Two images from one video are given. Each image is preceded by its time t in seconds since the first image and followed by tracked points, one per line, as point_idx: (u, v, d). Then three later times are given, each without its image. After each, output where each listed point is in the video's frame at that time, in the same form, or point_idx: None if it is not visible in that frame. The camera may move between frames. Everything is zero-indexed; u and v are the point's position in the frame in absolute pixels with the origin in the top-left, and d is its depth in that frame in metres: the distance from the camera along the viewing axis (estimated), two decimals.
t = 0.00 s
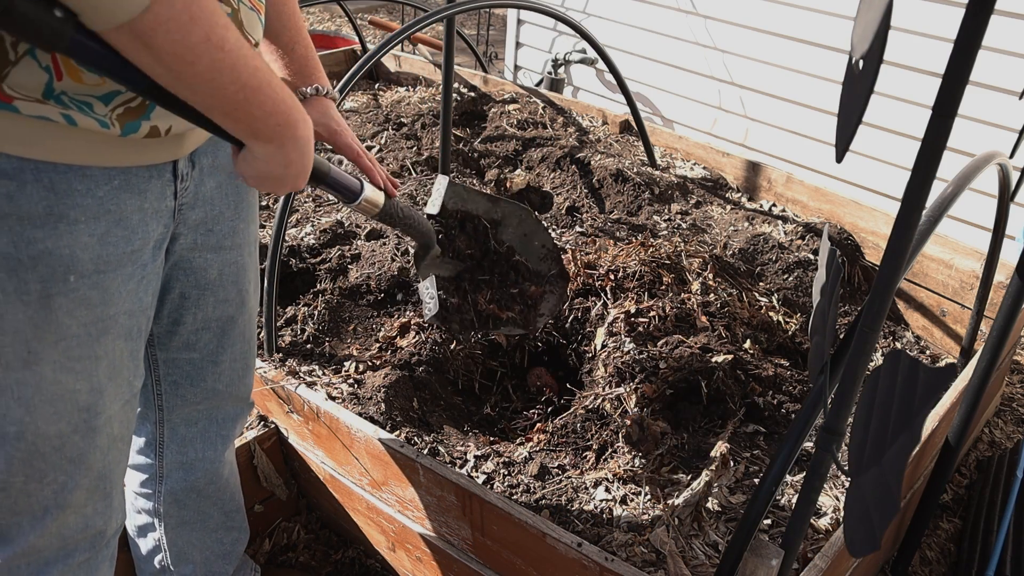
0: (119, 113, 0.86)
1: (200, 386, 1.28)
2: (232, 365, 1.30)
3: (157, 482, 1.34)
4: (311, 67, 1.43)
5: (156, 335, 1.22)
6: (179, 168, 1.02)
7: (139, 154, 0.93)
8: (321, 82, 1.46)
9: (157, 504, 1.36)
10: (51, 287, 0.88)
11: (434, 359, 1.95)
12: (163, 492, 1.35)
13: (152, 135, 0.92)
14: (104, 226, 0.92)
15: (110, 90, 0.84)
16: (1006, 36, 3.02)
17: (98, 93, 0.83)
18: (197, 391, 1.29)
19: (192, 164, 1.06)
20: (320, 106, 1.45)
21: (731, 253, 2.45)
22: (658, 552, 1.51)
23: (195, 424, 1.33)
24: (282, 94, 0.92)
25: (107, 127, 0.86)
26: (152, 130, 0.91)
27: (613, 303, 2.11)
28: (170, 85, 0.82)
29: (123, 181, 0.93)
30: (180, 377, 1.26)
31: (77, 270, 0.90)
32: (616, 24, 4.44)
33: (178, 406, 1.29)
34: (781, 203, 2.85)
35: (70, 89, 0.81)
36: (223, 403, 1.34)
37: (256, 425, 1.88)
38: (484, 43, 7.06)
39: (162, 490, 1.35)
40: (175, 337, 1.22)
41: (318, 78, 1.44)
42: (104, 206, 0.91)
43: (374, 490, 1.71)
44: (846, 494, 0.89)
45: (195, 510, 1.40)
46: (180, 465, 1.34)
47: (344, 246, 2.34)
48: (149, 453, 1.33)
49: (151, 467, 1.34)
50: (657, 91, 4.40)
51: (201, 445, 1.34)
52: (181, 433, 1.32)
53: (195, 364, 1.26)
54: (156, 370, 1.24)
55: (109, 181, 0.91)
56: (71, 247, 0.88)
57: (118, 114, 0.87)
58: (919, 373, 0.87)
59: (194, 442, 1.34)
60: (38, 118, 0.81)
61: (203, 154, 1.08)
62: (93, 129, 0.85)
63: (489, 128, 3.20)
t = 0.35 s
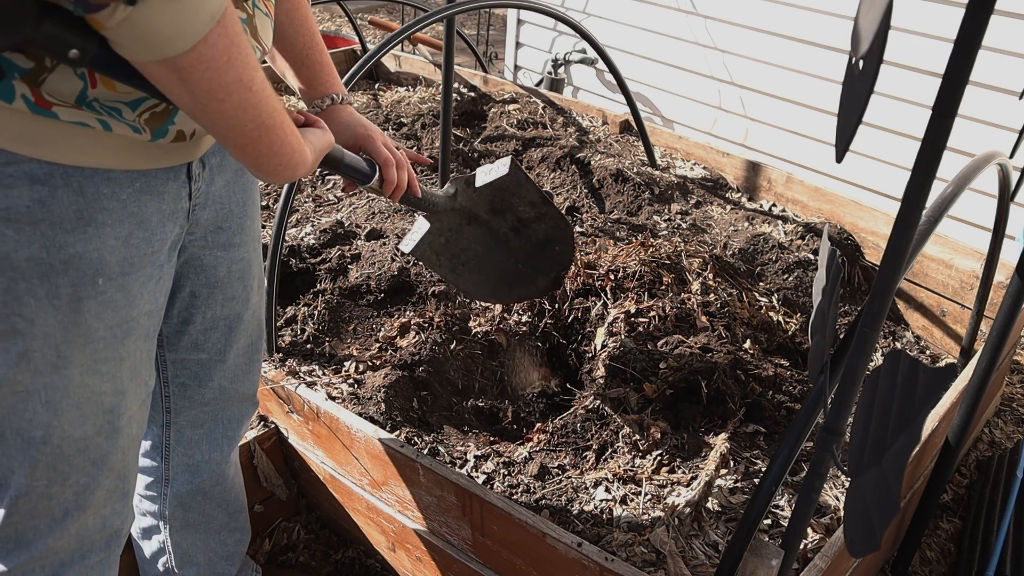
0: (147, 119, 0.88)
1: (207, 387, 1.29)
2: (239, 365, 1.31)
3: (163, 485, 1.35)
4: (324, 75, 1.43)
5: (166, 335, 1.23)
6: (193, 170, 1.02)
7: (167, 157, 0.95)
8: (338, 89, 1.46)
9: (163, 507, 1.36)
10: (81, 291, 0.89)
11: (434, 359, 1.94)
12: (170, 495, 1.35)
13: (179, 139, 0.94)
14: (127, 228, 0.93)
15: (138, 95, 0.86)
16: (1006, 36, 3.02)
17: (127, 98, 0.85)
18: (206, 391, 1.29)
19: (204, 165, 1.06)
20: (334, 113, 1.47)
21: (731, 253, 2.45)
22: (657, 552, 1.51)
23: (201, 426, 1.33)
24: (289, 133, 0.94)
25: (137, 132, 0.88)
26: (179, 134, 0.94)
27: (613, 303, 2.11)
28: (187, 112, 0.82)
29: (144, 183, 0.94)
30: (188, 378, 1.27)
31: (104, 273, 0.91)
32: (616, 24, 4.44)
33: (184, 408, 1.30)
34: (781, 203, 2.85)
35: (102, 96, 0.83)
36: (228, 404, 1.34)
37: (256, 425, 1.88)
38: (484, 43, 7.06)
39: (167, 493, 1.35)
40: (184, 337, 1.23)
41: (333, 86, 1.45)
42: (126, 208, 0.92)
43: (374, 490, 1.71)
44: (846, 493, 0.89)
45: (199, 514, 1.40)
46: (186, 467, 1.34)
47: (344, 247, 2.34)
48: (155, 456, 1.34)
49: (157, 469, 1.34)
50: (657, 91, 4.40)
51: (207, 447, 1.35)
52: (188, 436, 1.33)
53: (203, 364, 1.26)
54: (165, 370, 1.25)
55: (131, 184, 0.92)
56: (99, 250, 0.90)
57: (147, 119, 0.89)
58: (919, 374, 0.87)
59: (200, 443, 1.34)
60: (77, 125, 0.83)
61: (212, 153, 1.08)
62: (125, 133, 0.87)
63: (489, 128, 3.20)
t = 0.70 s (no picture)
0: (123, 130, 0.89)
1: (200, 396, 1.28)
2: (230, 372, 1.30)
3: (160, 490, 1.34)
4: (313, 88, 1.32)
5: (156, 345, 1.21)
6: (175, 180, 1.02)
7: (142, 169, 0.95)
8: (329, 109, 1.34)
9: (160, 512, 1.36)
10: (60, 308, 0.89)
11: (435, 359, 1.95)
12: (168, 500, 1.35)
13: (155, 151, 0.95)
14: (106, 241, 0.93)
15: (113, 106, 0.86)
16: (1006, 36, 3.02)
17: (103, 109, 0.85)
18: (199, 400, 1.29)
19: (186, 174, 1.06)
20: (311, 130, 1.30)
21: (731, 253, 2.44)
22: (657, 553, 1.52)
23: (196, 433, 1.32)
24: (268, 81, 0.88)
25: (113, 144, 0.88)
26: (156, 147, 0.94)
27: (613, 303, 2.11)
28: (155, 85, 0.77)
29: (120, 196, 0.94)
30: (181, 387, 1.26)
31: (86, 288, 0.91)
32: (616, 24, 4.44)
33: (180, 417, 1.28)
34: (781, 203, 2.85)
35: (76, 108, 0.83)
36: (225, 409, 1.33)
37: (256, 425, 1.88)
38: (484, 43, 7.06)
39: (165, 498, 1.35)
40: (174, 347, 1.22)
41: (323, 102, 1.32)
42: (103, 221, 0.92)
43: (374, 489, 1.71)
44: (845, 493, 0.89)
45: (197, 518, 1.40)
46: (182, 474, 1.34)
47: (344, 246, 2.34)
48: (151, 462, 1.32)
49: (153, 477, 1.33)
50: (657, 91, 4.40)
51: (204, 452, 1.34)
52: (183, 442, 1.31)
53: (196, 373, 1.25)
54: (157, 382, 1.24)
55: (108, 196, 0.92)
56: (78, 264, 0.90)
57: (122, 131, 0.89)
58: (919, 373, 0.87)
59: (197, 449, 1.33)
60: (48, 135, 0.83)
61: (195, 161, 1.07)
62: (100, 144, 0.87)
63: (489, 128, 3.20)
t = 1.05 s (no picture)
0: (50, 178, 0.86)
1: (166, 423, 1.28)
2: (192, 394, 1.30)
3: (140, 511, 1.35)
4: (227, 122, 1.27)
5: (110, 382, 1.21)
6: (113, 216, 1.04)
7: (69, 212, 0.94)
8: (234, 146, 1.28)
9: (143, 531, 1.37)
10: None
11: (435, 359, 1.95)
12: (148, 520, 1.36)
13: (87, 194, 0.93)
14: (42, 297, 0.95)
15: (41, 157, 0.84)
16: (1006, 36, 3.02)
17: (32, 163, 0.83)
18: (164, 428, 1.29)
19: (126, 208, 1.07)
20: (230, 171, 1.26)
21: (730, 253, 2.44)
22: (657, 552, 1.51)
23: (165, 453, 1.32)
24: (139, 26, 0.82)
25: (39, 194, 0.86)
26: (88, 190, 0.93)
27: (613, 303, 2.10)
28: None
29: (56, 245, 0.96)
30: (144, 417, 1.26)
31: (20, 352, 0.94)
32: (616, 24, 4.44)
33: (144, 444, 1.28)
34: (781, 203, 2.85)
35: None
36: (194, 426, 1.32)
37: (256, 425, 1.89)
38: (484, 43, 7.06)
39: (145, 519, 1.36)
40: (130, 382, 1.22)
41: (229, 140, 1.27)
42: (36, 273, 0.94)
43: (374, 489, 1.71)
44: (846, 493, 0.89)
45: (183, 530, 1.41)
46: (160, 493, 1.34)
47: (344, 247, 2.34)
48: (123, 487, 1.32)
49: (130, 499, 1.34)
50: (657, 91, 4.40)
51: (177, 472, 1.34)
52: (153, 465, 1.31)
53: (157, 404, 1.26)
54: (117, 415, 1.24)
55: (42, 248, 0.94)
56: (11, 329, 0.92)
57: (49, 178, 0.86)
58: (919, 374, 0.88)
59: (169, 468, 1.33)
60: None
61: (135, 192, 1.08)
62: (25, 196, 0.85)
63: (489, 128, 3.20)
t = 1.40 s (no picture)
0: None
1: (129, 460, 1.26)
2: (156, 430, 1.28)
3: (122, 544, 1.34)
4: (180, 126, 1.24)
5: (60, 429, 1.18)
6: (32, 263, 0.98)
7: None
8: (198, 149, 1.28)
9: (132, 560, 1.37)
10: None
11: (435, 359, 1.95)
12: (133, 549, 1.35)
13: None
14: None
15: None
16: (1006, 36, 3.02)
17: None
18: (127, 465, 1.27)
19: (47, 249, 1.02)
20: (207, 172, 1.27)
21: (731, 253, 2.44)
22: (657, 552, 1.53)
23: (137, 488, 1.30)
24: None
25: None
26: None
27: (613, 303, 2.10)
28: None
29: None
30: (106, 460, 1.24)
31: None
32: (616, 24, 4.44)
33: (109, 484, 1.27)
34: (781, 203, 2.85)
35: None
36: (160, 456, 1.31)
37: (256, 425, 1.89)
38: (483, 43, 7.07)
39: (131, 550, 1.35)
40: (84, 428, 1.19)
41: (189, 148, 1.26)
42: None
43: (374, 489, 1.71)
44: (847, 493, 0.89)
45: (173, 548, 1.40)
46: (140, 524, 1.33)
47: (344, 247, 2.34)
48: (103, 525, 1.32)
49: (111, 535, 1.33)
50: (657, 91, 4.40)
51: (152, 501, 1.33)
52: (128, 502, 1.30)
53: (116, 446, 1.23)
54: (74, 460, 1.22)
55: None
56: None
57: None
58: (921, 371, 0.88)
59: (144, 501, 1.32)
60: None
61: (58, 233, 1.03)
62: None
63: (489, 128, 3.20)
